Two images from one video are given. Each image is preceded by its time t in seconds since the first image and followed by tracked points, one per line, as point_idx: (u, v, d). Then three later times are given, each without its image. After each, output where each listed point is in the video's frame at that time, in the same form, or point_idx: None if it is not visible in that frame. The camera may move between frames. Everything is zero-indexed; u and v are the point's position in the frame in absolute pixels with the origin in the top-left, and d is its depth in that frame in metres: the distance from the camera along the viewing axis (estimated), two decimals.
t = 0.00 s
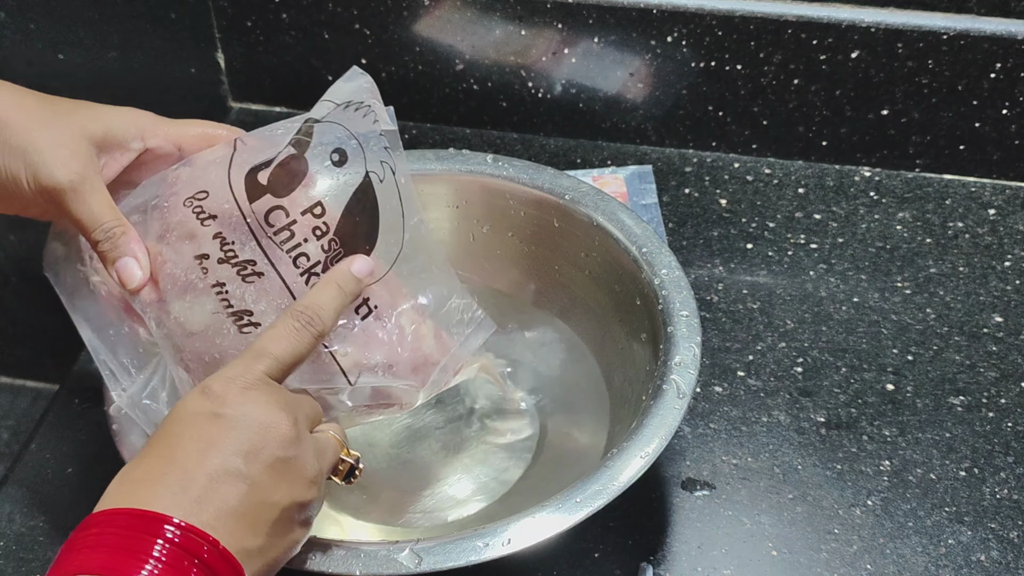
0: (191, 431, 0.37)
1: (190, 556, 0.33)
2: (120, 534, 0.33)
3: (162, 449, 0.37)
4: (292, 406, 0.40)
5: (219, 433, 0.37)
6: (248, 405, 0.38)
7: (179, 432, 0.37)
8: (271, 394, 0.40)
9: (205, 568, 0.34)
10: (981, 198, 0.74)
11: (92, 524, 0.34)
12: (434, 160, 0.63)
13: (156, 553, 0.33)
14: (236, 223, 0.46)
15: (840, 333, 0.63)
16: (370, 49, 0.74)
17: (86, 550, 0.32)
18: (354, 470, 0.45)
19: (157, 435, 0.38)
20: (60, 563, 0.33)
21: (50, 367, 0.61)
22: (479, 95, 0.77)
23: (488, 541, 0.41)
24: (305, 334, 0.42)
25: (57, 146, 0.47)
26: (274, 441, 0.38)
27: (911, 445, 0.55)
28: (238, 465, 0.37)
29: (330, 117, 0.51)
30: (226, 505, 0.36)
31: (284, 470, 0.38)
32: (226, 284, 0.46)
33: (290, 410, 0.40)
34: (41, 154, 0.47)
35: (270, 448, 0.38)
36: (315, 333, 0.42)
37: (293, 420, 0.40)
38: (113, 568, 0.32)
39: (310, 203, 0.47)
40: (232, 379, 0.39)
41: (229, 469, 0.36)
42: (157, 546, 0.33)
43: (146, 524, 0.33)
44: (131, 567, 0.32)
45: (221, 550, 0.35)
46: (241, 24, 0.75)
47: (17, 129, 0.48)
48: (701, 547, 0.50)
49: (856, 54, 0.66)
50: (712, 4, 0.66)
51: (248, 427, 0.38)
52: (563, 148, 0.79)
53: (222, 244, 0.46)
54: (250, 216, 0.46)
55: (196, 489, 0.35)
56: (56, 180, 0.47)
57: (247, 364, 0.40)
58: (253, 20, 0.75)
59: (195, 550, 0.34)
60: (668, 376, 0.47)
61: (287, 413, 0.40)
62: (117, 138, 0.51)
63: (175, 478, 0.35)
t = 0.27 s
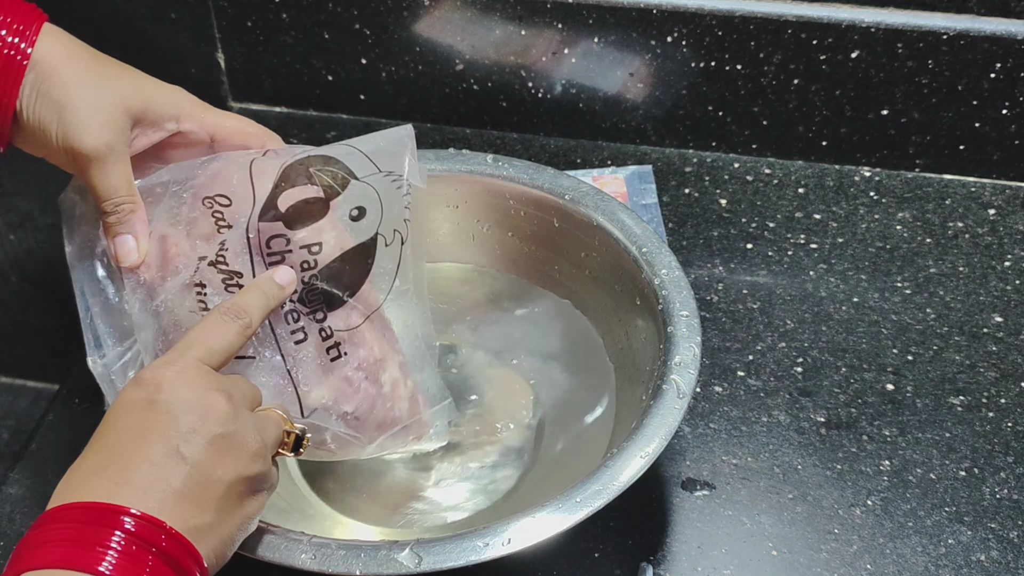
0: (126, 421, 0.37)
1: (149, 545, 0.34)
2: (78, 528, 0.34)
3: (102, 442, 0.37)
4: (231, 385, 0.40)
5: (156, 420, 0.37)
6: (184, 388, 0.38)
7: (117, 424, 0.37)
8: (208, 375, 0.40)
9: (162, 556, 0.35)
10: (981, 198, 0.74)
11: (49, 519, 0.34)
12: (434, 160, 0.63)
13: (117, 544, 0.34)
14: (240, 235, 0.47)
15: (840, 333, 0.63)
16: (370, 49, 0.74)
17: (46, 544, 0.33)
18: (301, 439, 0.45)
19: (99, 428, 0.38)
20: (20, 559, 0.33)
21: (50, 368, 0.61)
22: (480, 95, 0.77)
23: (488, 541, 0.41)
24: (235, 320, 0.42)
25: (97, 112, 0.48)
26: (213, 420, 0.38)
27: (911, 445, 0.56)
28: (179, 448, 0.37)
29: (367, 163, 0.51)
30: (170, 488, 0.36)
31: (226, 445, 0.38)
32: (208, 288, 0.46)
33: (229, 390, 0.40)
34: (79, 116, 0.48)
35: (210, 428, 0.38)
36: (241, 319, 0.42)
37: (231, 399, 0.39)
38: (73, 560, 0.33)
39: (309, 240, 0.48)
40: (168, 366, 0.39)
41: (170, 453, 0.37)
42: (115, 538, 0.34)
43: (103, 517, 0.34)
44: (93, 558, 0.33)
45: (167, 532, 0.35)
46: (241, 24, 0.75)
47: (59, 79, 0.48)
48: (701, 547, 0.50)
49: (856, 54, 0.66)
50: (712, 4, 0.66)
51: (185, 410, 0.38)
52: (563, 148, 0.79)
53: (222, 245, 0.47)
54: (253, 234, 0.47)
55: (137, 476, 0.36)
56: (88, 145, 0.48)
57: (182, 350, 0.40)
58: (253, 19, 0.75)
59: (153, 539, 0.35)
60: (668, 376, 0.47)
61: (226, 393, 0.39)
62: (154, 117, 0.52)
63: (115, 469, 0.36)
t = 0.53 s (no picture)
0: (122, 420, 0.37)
1: (144, 542, 0.35)
2: (76, 524, 0.34)
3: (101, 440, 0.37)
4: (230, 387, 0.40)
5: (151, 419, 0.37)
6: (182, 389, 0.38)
7: (116, 422, 0.38)
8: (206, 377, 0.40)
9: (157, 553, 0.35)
10: (980, 198, 0.74)
11: (46, 519, 0.34)
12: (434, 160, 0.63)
13: (113, 540, 0.34)
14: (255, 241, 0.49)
15: (840, 333, 0.63)
16: (370, 49, 0.74)
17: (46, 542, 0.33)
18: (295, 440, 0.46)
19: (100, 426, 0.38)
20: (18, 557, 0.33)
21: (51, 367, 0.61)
22: (480, 95, 0.77)
23: (489, 541, 0.41)
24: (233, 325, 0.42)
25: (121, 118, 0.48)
26: (210, 421, 0.38)
27: (911, 445, 0.56)
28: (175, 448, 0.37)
29: (384, 180, 0.52)
30: (167, 487, 0.36)
31: (223, 448, 0.38)
32: (216, 288, 0.48)
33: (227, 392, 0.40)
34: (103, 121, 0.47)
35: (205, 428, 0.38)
36: (239, 324, 0.42)
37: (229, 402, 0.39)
38: (68, 557, 0.33)
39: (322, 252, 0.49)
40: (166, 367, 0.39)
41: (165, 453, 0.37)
42: (110, 534, 0.34)
43: (100, 514, 0.34)
44: (90, 555, 0.33)
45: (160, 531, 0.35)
46: (241, 24, 0.75)
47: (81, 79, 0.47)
48: (701, 547, 0.50)
49: (856, 54, 0.66)
50: (712, 4, 0.66)
51: (182, 410, 0.38)
52: (564, 148, 0.79)
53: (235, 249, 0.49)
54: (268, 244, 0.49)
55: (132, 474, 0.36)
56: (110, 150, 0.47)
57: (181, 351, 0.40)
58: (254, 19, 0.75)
59: (148, 537, 0.35)
60: (668, 376, 0.47)
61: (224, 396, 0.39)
62: (175, 123, 0.51)
63: (114, 467, 0.36)
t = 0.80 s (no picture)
0: (122, 407, 0.37)
1: (129, 528, 0.34)
2: (62, 507, 0.33)
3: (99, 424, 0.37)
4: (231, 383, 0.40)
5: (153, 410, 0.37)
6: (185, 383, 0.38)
7: (116, 408, 0.37)
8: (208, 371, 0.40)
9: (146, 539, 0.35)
10: (980, 198, 0.74)
11: (33, 501, 0.34)
12: (434, 160, 0.64)
13: (98, 524, 0.33)
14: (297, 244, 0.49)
15: (840, 333, 0.63)
16: (370, 49, 0.74)
17: (29, 523, 0.33)
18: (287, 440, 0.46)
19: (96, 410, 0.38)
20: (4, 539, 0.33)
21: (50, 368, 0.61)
22: (480, 95, 0.77)
23: (488, 541, 0.41)
24: (239, 316, 0.42)
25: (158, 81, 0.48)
26: (211, 419, 0.38)
27: (911, 445, 0.56)
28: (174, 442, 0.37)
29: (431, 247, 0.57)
30: (162, 480, 0.36)
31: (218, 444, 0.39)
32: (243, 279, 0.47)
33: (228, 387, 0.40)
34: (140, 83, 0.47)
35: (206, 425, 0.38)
36: (248, 317, 0.42)
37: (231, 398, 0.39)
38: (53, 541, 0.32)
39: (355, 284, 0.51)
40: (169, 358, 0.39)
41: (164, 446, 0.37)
42: (97, 519, 0.34)
43: (88, 499, 0.34)
44: (75, 539, 0.33)
45: (154, 522, 0.35)
46: (241, 24, 0.75)
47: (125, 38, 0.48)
48: (701, 547, 0.50)
49: (856, 54, 0.66)
50: (712, 4, 0.66)
51: (184, 405, 0.38)
52: (564, 148, 0.79)
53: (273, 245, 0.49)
54: (307, 253, 0.49)
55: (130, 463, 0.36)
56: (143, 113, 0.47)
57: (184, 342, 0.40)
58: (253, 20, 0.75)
59: (133, 523, 0.34)
60: (668, 376, 0.47)
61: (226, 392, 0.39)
62: (213, 89, 0.51)
63: (111, 454, 0.36)
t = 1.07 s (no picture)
0: (142, 390, 0.36)
1: (120, 507, 0.32)
2: (51, 483, 0.32)
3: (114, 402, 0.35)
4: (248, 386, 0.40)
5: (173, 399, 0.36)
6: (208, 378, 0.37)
7: (133, 389, 0.36)
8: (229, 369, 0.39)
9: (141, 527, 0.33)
10: (980, 199, 0.74)
11: (23, 474, 0.32)
12: (434, 160, 0.64)
13: (87, 502, 0.32)
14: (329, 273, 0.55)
15: (840, 333, 0.63)
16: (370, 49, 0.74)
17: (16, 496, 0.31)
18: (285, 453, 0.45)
19: (107, 388, 0.36)
20: None
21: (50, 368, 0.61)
22: (480, 96, 0.77)
23: (489, 541, 0.41)
24: (261, 316, 0.42)
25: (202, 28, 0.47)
26: (226, 422, 0.37)
27: (911, 445, 0.56)
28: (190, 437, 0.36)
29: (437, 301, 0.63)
30: (169, 477, 0.35)
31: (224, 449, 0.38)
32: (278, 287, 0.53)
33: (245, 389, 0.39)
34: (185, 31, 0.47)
35: (221, 425, 0.37)
36: (273, 319, 0.42)
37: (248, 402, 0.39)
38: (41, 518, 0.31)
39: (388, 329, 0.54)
40: (194, 350, 0.38)
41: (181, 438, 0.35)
42: (88, 497, 0.32)
43: (79, 474, 0.32)
44: (63, 516, 0.31)
45: (155, 513, 0.34)
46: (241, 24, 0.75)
47: None
48: (701, 547, 0.50)
49: (856, 54, 0.66)
50: (712, 4, 0.66)
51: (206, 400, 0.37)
52: (564, 148, 0.79)
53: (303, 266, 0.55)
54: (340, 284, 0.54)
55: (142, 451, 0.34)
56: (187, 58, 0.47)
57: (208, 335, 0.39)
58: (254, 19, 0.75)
59: (124, 503, 0.33)
60: (668, 376, 0.47)
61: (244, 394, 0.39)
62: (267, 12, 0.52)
63: (122, 439, 0.34)
